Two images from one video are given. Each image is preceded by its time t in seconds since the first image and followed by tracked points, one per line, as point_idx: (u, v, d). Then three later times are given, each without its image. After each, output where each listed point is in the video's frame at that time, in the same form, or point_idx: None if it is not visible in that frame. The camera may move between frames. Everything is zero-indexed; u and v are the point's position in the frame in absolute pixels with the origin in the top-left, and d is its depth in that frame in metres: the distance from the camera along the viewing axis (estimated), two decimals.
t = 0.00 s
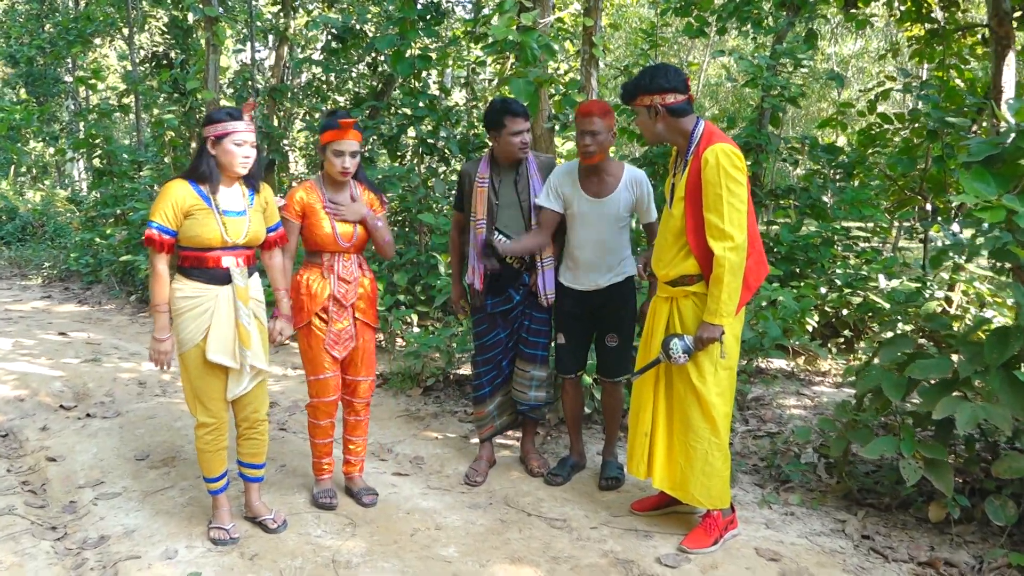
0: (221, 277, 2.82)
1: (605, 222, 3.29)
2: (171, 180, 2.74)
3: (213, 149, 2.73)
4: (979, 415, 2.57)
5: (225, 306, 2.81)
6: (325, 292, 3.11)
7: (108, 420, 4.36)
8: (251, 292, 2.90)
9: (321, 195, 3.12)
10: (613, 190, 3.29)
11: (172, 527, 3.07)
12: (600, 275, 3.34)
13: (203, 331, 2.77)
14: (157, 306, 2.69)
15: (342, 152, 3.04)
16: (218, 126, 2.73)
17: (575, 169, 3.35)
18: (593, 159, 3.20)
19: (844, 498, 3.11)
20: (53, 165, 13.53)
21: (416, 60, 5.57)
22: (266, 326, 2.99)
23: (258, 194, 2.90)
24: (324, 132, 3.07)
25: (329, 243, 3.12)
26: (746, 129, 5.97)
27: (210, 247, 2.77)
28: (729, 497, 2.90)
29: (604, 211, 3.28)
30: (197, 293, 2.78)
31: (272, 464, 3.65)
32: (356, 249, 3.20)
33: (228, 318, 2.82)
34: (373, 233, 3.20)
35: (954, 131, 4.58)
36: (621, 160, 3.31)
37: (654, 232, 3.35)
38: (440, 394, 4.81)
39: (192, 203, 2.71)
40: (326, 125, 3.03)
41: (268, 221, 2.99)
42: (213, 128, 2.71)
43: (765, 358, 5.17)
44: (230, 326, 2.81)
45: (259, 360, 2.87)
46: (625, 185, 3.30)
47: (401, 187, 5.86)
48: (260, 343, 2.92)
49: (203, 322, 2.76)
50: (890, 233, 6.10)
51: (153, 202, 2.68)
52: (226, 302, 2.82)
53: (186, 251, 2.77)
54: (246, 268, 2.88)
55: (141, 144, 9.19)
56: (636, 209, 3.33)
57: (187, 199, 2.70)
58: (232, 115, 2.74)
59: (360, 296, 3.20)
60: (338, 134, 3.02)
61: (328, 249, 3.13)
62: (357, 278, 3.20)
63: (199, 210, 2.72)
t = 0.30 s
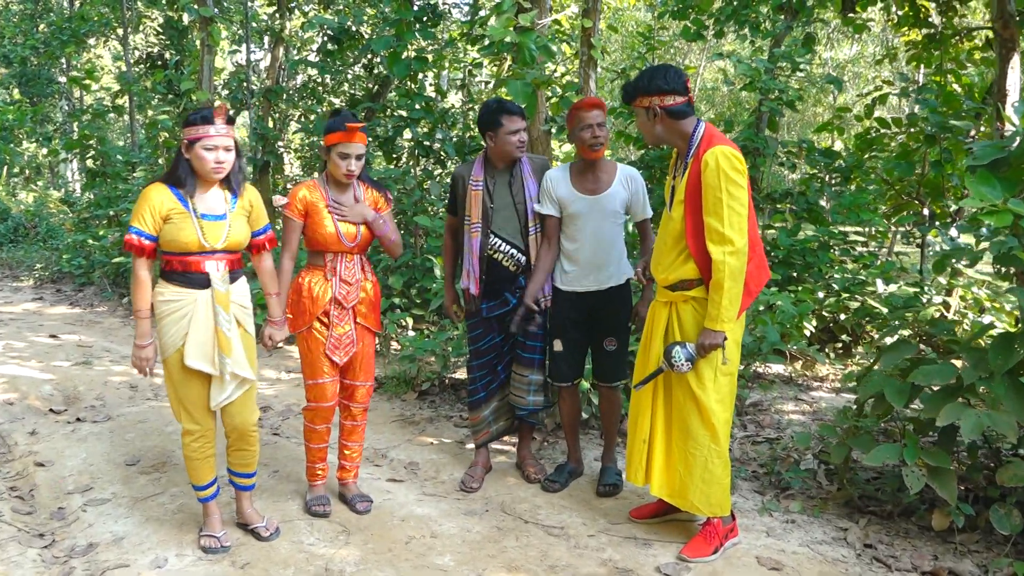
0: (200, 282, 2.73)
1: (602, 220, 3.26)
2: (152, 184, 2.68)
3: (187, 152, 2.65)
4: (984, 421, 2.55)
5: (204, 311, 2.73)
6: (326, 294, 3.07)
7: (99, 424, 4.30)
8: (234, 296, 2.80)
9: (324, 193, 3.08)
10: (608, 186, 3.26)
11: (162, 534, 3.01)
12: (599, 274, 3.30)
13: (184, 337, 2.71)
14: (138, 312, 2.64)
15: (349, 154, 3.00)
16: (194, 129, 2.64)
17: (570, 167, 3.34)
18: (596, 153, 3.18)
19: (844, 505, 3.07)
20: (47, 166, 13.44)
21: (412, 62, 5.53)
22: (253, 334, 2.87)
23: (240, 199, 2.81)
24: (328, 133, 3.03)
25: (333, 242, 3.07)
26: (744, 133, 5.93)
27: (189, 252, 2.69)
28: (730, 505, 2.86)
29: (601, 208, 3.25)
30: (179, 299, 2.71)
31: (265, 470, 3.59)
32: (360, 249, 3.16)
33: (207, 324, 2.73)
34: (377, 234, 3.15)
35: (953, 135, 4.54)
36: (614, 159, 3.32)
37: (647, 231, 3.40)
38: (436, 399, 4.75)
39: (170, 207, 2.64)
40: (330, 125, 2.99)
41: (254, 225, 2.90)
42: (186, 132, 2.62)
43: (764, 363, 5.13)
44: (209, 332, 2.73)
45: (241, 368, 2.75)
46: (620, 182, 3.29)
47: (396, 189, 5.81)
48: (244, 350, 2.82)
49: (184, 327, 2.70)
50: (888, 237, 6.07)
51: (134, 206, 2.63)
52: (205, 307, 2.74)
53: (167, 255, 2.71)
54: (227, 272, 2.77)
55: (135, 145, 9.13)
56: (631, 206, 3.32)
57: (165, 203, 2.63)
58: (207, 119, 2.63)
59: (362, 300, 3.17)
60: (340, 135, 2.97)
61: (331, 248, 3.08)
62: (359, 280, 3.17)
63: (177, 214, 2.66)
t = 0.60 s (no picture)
0: (186, 279, 2.69)
1: (603, 218, 3.22)
2: (135, 182, 2.64)
3: (168, 150, 2.60)
4: (985, 422, 2.52)
5: (188, 309, 2.68)
6: (319, 293, 3.03)
7: (89, 423, 4.25)
8: (220, 294, 2.74)
9: (313, 188, 3.02)
10: (613, 187, 3.21)
11: (153, 535, 2.97)
12: (603, 273, 3.26)
13: (169, 336, 2.67)
14: (124, 312, 2.61)
15: (345, 150, 2.97)
16: (174, 128, 2.58)
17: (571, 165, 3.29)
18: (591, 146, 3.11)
19: (843, 505, 3.05)
20: (37, 163, 13.34)
21: (406, 58, 5.49)
22: (241, 335, 2.82)
23: (226, 196, 2.75)
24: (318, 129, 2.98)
25: (324, 239, 3.02)
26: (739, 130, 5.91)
27: (174, 251, 2.65)
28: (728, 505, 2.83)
29: (602, 207, 3.21)
30: (165, 298, 2.67)
31: (257, 469, 3.54)
32: (350, 245, 3.11)
33: (191, 323, 2.68)
34: (369, 230, 3.12)
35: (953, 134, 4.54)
36: (620, 161, 3.27)
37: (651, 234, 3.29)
38: (430, 397, 4.71)
39: (153, 206, 2.59)
40: (321, 122, 2.95)
41: (243, 221, 2.85)
42: (167, 130, 2.57)
43: (760, 361, 5.11)
44: (193, 331, 2.68)
45: (225, 368, 2.69)
46: (625, 183, 3.23)
47: (390, 186, 5.78)
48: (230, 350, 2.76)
49: (169, 325, 2.66)
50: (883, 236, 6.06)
51: (117, 206, 2.59)
52: (190, 305, 2.69)
53: (153, 254, 2.67)
54: (213, 268, 2.72)
55: (127, 142, 9.05)
56: (635, 209, 3.27)
57: (147, 201, 2.58)
58: (187, 117, 2.57)
59: (355, 298, 3.13)
60: (334, 132, 2.94)
61: (322, 244, 3.03)
62: (352, 278, 3.13)
63: (160, 212, 2.60)
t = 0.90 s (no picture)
0: (182, 277, 2.65)
1: (600, 211, 3.20)
2: (132, 179, 2.62)
3: (163, 146, 2.57)
4: (988, 422, 2.51)
5: (185, 308, 2.65)
6: (309, 291, 3.00)
7: (82, 423, 4.21)
8: (217, 293, 2.69)
9: (298, 185, 2.99)
10: (604, 178, 3.20)
11: (148, 537, 2.94)
12: (608, 266, 3.22)
13: (165, 335, 2.63)
14: (121, 310, 2.58)
15: (337, 142, 2.98)
16: (171, 126, 2.55)
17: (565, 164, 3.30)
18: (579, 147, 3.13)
19: (843, 505, 3.05)
20: (29, 160, 13.25)
21: (402, 56, 5.46)
22: (240, 334, 2.78)
23: (224, 193, 2.72)
24: (304, 123, 2.97)
25: (313, 236, 2.99)
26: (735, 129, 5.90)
27: (169, 248, 2.61)
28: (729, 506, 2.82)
29: (597, 200, 3.20)
30: (162, 296, 2.64)
31: (253, 470, 3.51)
32: (339, 241, 3.09)
33: (187, 322, 2.65)
34: (356, 225, 3.10)
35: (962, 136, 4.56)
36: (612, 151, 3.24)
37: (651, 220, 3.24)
38: (427, 397, 4.68)
39: (149, 202, 2.57)
40: (306, 116, 2.94)
41: (242, 217, 2.80)
42: (163, 126, 2.54)
43: (758, 361, 5.10)
44: (190, 331, 2.65)
45: (222, 368, 2.65)
46: (617, 173, 3.20)
47: (386, 184, 5.74)
48: (229, 349, 2.73)
49: (166, 324, 2.63)
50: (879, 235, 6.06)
51: (114, 202, 2.58)
52: (186, 304, 2.65)
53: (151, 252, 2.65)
54: (210, 266, 2.68)
55: (120, 139, 8.98)
56: (631, 201, 3.23)
57: (143, 198, 2.56)
58: (183, 117, 2.53)
59: (343, 295, 3.11)
60: (322, 123, 2.93)
61: (311, 242, 3.00)
62: (341, 275, 3.10)
63: (156, 208, 2.58)
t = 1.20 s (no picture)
0: (198, 280, 2.63)
1: (610, 212, 3.19)
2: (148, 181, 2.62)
3: (177, 147, 2.56)
4: (1005, 420, 2.50)
5: (201, 312, 2.63)
6: (313, 293, 2.99)
7: (89, 428, 4.19)
8: (233, 296, 2.68)
9: (299, 186, 2.97)
10: (614, 181, 3.20)
11: (161, 542, 2.93)
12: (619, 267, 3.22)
13: (182, 338, 2.62)
14: (139, 312, 2.58)
15: (336, 139, 2.96)
16: (185, 126, 2.55)
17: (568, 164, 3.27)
18: (601, 145, 3.09)
19: (858, 505, 3.05)
20: (29, 163, 13.22)
21: (404, 56, 5.43)
22: (257, 337, 2.76)
23: (240, 194, 2.68)
24: (303, 125, 2.96)
25: (318, 238, 2.98)
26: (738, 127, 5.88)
27: (184, 249, 2.60)
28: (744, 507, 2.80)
29: (607, 201, 3.19)
30: (179, 299, 2.63)
31: (263, 474, 3.49)
32: (342, 242, 3.07)
33: (203, 326, 2.63)
34: (359, 226, 3.08)
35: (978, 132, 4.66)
36: (619, 151, 3.25)
37: (656, 222, 3.31)
38: (435, 398, 4.67)
39: (164, 203, 2.57)
40: (305, 118, 2.93)
41: (259, 219, 2.75)
42: (176, 127, 2.54)
43: (766, 359, 5.09)
44: (206, 334, 2.63)
45: (239, 372, 2.64)
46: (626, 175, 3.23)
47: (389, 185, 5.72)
48: (245, 352, 2.71)
49: (182, 327, 2.62)
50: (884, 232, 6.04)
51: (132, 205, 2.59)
52: (202, 308, 2.64)
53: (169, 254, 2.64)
54: (225, 269, 2.66)
55: (119, 142, 8.95)
56: (637, 200, 3.26)
57: (158, 199, 2.57)
58: (196, 118, 2.52)
59: (346, 297, 3.10)
60: (321, 123, 2.92)
61: (316, 244, 2.98)
62: (345, 278, 3.09)
63: (171, 210, 2.58)
